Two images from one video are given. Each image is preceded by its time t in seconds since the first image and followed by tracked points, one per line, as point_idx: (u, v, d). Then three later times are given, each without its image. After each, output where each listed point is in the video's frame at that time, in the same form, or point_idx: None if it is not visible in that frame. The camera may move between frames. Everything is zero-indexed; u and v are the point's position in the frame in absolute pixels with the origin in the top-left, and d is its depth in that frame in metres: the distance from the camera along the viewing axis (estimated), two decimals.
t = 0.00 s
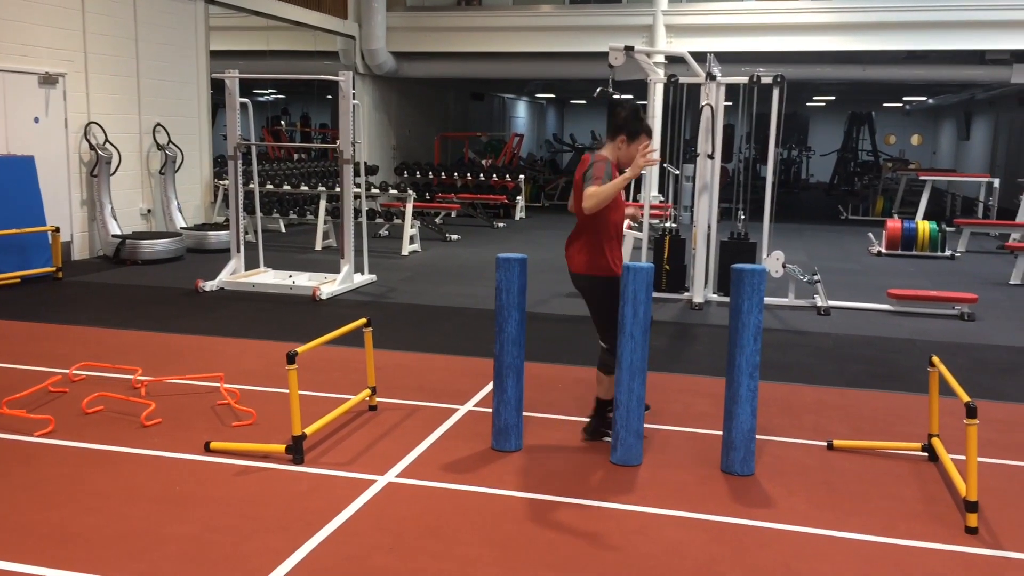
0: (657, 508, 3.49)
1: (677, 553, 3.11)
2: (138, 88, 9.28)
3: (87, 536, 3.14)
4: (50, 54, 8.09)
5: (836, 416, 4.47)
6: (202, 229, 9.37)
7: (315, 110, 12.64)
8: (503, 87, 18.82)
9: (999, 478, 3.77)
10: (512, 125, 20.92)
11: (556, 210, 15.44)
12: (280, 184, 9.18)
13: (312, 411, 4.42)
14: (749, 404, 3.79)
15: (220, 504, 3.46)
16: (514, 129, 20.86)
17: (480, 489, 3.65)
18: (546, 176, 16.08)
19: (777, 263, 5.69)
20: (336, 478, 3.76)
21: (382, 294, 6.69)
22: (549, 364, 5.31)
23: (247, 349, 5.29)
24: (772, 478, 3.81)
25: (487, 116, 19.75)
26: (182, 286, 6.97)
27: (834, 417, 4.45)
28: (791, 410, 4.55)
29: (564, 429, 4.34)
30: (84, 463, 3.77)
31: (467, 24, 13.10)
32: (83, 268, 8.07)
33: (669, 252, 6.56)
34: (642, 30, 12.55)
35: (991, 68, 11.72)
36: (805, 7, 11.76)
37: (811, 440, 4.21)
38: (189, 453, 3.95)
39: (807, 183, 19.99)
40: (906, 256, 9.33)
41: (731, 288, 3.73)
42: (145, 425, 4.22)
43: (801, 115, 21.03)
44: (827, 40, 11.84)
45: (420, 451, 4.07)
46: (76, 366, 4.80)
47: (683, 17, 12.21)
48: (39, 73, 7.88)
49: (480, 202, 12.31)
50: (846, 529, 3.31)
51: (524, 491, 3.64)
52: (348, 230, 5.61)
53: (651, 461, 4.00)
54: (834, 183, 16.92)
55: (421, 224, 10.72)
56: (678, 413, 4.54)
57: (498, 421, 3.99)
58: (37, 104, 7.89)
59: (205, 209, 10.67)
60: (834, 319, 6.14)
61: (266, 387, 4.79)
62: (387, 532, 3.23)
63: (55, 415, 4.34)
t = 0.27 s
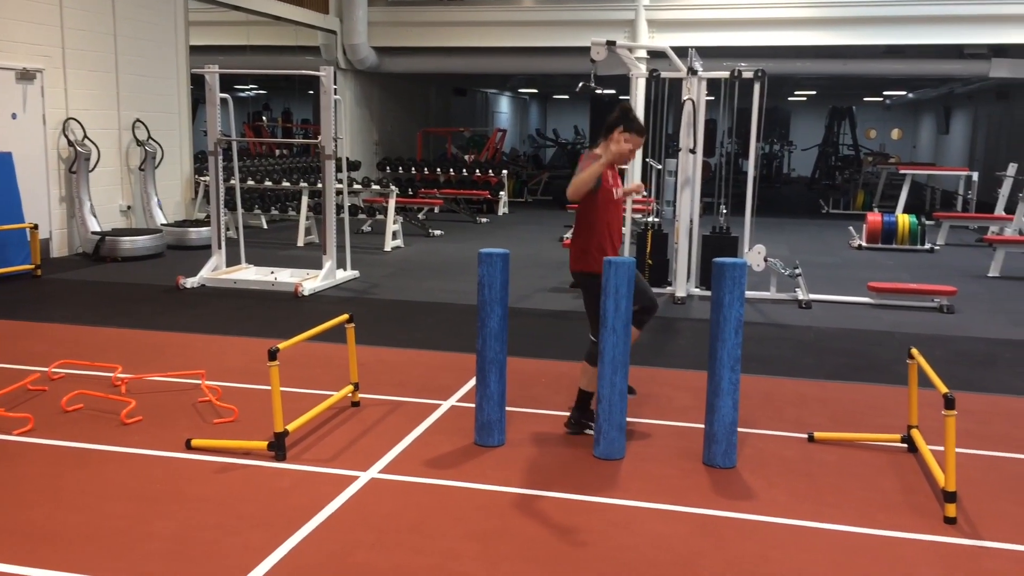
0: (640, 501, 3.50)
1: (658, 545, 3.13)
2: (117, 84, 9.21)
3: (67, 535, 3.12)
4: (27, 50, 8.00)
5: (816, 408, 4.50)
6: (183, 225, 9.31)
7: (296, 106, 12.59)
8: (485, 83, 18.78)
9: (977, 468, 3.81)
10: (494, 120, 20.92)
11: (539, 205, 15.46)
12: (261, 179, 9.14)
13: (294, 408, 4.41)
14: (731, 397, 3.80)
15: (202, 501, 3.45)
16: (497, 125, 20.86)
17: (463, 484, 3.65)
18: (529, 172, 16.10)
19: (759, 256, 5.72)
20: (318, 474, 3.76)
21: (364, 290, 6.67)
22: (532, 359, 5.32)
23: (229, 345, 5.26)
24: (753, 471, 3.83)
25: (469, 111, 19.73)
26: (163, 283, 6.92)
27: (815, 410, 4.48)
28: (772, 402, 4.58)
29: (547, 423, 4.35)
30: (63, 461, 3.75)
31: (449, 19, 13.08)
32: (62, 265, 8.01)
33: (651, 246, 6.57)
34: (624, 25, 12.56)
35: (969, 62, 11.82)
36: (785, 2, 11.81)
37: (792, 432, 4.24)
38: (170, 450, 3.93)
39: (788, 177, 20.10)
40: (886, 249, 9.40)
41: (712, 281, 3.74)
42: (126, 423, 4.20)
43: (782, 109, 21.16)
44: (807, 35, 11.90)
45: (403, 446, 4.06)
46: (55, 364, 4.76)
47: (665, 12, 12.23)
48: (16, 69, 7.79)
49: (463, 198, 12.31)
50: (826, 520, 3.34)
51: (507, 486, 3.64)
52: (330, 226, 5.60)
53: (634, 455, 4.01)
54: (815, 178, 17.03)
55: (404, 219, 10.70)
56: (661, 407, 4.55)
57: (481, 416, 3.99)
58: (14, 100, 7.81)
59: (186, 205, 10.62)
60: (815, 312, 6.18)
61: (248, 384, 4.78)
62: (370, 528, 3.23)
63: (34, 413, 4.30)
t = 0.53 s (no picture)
0: (617, 499, 3.51)
1: (635, 542, 3.14)
2: (91, 80, 9.11)
3: (41, 536, 3.09)
4: None
5: (792, 405, 4.53)
6: (158, 223, 9.23)
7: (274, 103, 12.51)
8: (464, 80, 18.76)
9: (949, 463, 3.85)
10: (473, 118, 20.90)
11: (517, 203, 15.47)
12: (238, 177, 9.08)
13: (270, 407, 4.38)
14: (707, 394, 3.82)
15: (178, 502, 3.42)
16: (476, 122, 20.84)
17: (441, 483, 3.65)
18: (508, 170, 16.10)
19: (736, 255, 5.76)
20: (295, 473, 3.74)
21: (342, 288, 6.65)
22: (510, 357, 5.32)
23: (204, 345, 5.22)
24: (730, 468, 3.85)
25: (448, 109, 19.69)
26: (138, 281, 6.86)
27: (790, 407, 4.51)
28: (749, 400, 4.61)
29: (525, 421, 4.35)
30: (35, 463, 3.70)
31: (427, 17, 13.04)
32: (35, 264, 7.91)
33: (629, 245, 6.59)
34: (602, 23, 12.59)
35: (943, 62, 11.95)
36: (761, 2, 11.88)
37: (768, 429, 4.27)
38: (145, 451, 3.90)
39: (765, 175, 20.24)
40: (861, 248, 9.48)
41: (688, 279, 3.75)
42: (100, 423, 4.16)
43: (760, 108, 21.32)
44: (783, 34, 11.99)
45: (381, 445, 4.06)
46: (28, 364, 4.70)
47: (643, 11, 12.27)
48: None
49: (442, 196, 12.29)
50: (801, 516, 3.37)
51: (485, 485, 3.64)
52: (307, 224, 5.57)
53: (612, 453, 4.02)
54: (792, 176, 17.15)
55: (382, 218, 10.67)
56: (638, 405, 4.57)
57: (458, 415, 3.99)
58: None
59: (161, 203, 10.51)
60: (791, 310, 6.23)
61: (224, 383, 4.74)
62: (347, 527, 3.22)
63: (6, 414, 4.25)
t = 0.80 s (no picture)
0: (595, 499, 3.52)
1: (614, 543, 3.15)
2: (66, 81, 9.02)
3: (14, 542, 3.05)
4: None
5: (769, 405, 4.57)
6: (134, 225, 9.16)
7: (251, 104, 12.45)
8: (444, 82, 18.74)
9: (924, 462, 3.90)
10: (452, 119, 20.90)
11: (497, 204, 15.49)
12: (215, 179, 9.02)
13: (248, 410, 4.35)
14: (685, 395, 3.84)
15: (154, 506, 3.39)
16: (455, 124, 20.84)
17: (420, 485, 3.64)
18: (487, 171, 16.12)
19: (714, 255, 5.79)
20: (272, 477, 3.71)
21: (320, 290, 6.62)
22: (489, 359, 5.32)
23: (181, 348, 5.18)
24: (708, 467, 3.87)
25: (428, 110, 19.68)
26: (113, 284, 6.79)
27: (767, 406, 4.55)
28: (726, 400, 4.64)
29: (504, 423, 4.35)
30: (8, 467, 3.66)
31: (406, 18, 13.01)
32: (8, 267, 7.82)
33: (608, 246, 6.61)
34: (580, 25, 12.63)
35: (916, 65, 12.09)
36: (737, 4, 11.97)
37: (746, 429, 4.30)
38: (120, 455, 3.86)
39: (743, 177, 20.39)
40: (838, 249, 9.56)
41: (666, 280, 3.76)
42: (74, 428, 4.11)
43: (737, 110, 21.49)
44: (759, 36, 12.10)
45: (359, 448, 4.04)
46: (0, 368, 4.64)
47: (621, 13, 12.34)
48: None
49: (422, 197, 12.28)
50: (777, 516, 3.39)
51: (465, 486, 3.64)
52: (285, 226, 5.54)
53: (591, 454, 4.03)
54: (770, 177, 17.29)
55: (361, 219, 10.64)
56: (617, 405, 4.58)
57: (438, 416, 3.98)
58: None
59: (137, 205, 10.43)
60: (768, 310, 6.28)
61: (201, 386, 4.71)
62: (325, 530, 3.21)
63: None
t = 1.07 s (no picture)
0: (578, 500, 3.52)
1: (596, 542, 3.15)
2: (42, 82, 8.93)
3: None
4: None
5: (750, 404, 4.59)
6: (112, 227, 9.08)
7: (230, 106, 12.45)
8: (424, 83, 18.71)
9: (902, 459, 3.93)
10: (433, 120, 20.88)
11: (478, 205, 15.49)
12: (194, 180, 8.97)
13: (228, 413, 4.32)
14: (666, 394, 3.84)
15: (132, 510, 3.37)
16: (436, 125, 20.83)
17: (402, 487, 3.62)
18: (468, 172, 16.11)
19: (694, 255, 5.82)
20: (252, 480, 3.69)
21: (301, 292, 6.59)
22: (471, 360, 5.31)
23: (160, 351, 5.14)
24: (690, 467, 3.88)
25: (409, 111, 19.65)
26: (91, 287, 6.73)
27: (748, 405, 4.57)
28: (708, 399, 4.66)
29: (486, 424, 4.34)
30: None
31: (386, 18, 12.97)
32: None
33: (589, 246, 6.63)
34: (561, 26, 12.65)
35: (893, 65, 12.22)
36: (716, 5, 12.05)
37: (727, 428, 4.32)
38: (99, 459, 3.82)
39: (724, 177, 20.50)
40: (818, 248, 9.64)
41: (647, 280, 3.76)
42: (52, 432, 4.07)
43: (717, 110, 21.62)
44: (738, 38, 12.18)
45: (341, 450, 4.01)
46: None
47: (601, 14, 12.38)
48: None
49: (403, 198, 12.25)
50: (759, 514, 3.40)
51: (447, 488, 3.63)
52: (265, 227, 5.52)
53: (573, 454, 4.03)
54: (750, 178, 17.40)
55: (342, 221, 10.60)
56: (599, 405, 4.58)
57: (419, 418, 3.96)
58: None
59: (115, 207, 10.34)
60: (748, 310, 6.31)
61: (180, 389, 4.67)
62: (307, 533, 3.19)
63: None
